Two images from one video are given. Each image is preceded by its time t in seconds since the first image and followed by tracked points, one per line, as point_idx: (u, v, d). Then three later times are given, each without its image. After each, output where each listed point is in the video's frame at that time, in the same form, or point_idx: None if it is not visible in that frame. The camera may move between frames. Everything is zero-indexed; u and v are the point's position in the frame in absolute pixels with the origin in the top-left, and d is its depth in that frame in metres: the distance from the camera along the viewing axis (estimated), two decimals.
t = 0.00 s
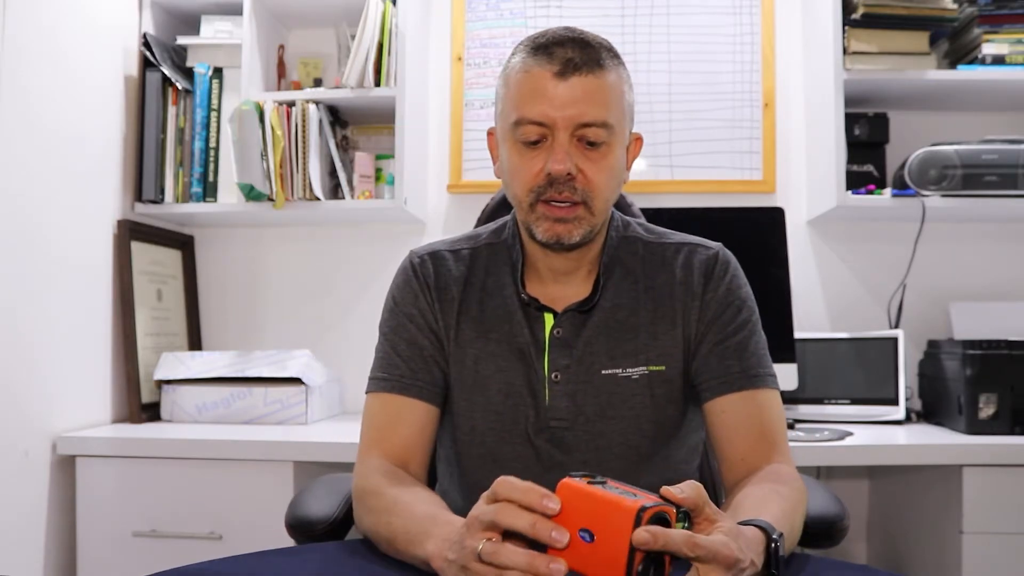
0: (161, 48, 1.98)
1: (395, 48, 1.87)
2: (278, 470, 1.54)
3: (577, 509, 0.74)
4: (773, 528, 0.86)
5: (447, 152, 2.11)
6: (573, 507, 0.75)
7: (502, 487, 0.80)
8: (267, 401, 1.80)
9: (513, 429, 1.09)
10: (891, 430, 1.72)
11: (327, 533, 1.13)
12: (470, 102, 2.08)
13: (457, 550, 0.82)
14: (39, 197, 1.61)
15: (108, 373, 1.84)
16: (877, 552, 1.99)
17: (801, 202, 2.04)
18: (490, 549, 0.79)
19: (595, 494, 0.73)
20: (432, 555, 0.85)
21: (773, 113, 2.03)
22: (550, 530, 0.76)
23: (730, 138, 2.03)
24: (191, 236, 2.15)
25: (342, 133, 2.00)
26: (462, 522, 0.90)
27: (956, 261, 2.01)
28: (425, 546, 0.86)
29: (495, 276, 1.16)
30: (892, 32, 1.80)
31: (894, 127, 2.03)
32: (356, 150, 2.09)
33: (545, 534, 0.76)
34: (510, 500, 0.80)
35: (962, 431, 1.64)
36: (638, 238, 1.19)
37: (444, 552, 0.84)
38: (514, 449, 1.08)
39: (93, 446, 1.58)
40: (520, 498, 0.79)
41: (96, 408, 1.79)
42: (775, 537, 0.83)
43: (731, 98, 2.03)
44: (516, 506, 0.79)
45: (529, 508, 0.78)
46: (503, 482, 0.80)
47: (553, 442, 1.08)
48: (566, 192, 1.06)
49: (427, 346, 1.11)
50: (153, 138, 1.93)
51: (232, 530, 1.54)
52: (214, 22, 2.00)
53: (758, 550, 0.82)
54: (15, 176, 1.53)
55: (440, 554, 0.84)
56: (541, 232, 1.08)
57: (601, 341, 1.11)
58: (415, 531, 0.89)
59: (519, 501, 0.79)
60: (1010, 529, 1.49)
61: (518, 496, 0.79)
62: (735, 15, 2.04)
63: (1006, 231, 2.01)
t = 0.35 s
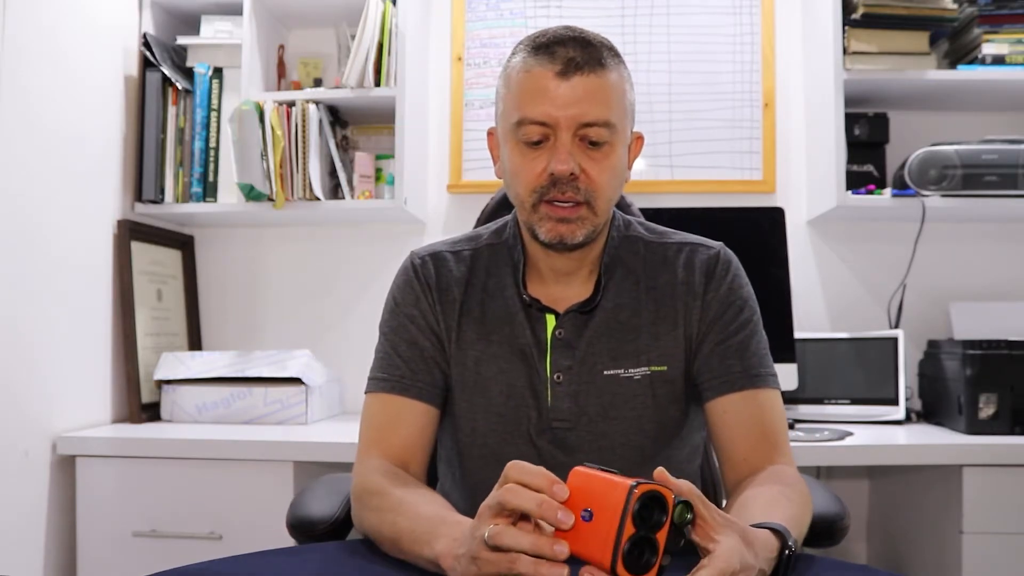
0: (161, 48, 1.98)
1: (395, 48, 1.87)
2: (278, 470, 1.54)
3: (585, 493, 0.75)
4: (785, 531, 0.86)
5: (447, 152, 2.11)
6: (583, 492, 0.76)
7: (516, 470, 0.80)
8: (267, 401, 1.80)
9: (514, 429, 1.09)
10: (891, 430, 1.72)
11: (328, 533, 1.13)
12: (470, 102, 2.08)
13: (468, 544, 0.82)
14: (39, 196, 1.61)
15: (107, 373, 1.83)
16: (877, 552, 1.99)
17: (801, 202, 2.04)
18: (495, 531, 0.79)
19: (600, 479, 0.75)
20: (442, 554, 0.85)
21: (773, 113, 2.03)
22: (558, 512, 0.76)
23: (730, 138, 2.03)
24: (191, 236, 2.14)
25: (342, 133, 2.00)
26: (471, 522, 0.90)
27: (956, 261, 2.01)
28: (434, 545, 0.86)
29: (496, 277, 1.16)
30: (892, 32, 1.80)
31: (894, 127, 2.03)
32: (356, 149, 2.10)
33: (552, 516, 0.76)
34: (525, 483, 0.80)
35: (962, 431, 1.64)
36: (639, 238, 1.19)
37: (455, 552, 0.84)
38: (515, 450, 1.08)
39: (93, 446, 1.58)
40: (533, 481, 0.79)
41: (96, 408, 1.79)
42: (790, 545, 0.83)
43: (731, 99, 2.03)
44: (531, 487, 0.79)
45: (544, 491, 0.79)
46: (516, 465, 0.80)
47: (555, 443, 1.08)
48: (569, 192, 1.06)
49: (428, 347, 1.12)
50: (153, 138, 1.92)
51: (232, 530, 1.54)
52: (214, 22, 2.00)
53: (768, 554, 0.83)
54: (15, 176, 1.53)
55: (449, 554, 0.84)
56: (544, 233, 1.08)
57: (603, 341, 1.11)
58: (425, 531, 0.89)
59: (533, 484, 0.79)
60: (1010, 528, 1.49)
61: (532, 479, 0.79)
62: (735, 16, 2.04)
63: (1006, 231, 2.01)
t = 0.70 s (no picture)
0: (161, 48, 1.98)
1: (395, 48, 1.87)
2: (278, 469, 1.54)
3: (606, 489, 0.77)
4: (786, 532, 0.85)
5: (447, 152, 2.11)
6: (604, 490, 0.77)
7: (551, 467, 0.82)
8: (267, 401, 1.80)
9: (515, 430, 1.09)
10: (891, 430, 1.72)
11: (328, 534, 1.13)
12: (470, 102, 2.08)
13: (482, 537, 0.83)
14: (39, 196, 1.61)
15: (107, 373, 1.83)
16: (877, 552, 1.99)
17: (801, 202, 2.05)
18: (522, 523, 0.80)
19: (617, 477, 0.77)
20: (449, 548, 0.85)
21: (773, 113, 2.03)
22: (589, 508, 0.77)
23: (730, 138, 2.03)
24: (191, 236, 2.14)
25: (342, 133, 2.00)
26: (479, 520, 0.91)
27: (956, 260, 2.01)
28: (442, 541, 0.86)
29: (497, 277, 1.16)
30: (892, 32, 1.80)
31: (894, 127, 2.03)
32: (356, 149, 2.10)
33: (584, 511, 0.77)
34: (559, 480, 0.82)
35: (962, 431, 1.64)
36: (640, 240, 1.19)
37: (463, 546, 0.85)
38: (515, 451, 1.09)
39: (93, 446, 1.58)
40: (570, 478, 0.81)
41: (96, 408, 1.79)
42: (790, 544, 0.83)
43: (731, 99, 2.03)
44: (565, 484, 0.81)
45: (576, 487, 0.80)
46: (553, 462, 0.82)
47: (556, 444, 1.08)
48: (576, 192, 1.06)
49: (429, 347, 1.12)
50: (153, 138, 1.92)
51: (232, 530, 1.54)
52: (214, 22, 2.00)
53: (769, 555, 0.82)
54: (15, 176, 1.53)
55: (458, 548, 0.85)
56: (549, 232, 1.08)
57: (605, 342, 1.11)
58: (433, 527, 0.89)
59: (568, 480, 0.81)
60: (1010, 528, 1.49)
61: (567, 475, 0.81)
62: (736, 15, 2.04)
63: (1007, 231, 2.01)
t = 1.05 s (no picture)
0: (161, 48, 1.98)
1: (395, 48, 1.87)
2: (278, 469, 1.54)
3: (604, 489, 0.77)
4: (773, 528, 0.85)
5: (447, 152, 2.11)
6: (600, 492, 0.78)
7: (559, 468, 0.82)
8: (267, 401, 1.80)
9: (512, 431, 1.09)
10: (891, 430, 1.72)
11: (327, 532, 1.13)
12: (470, 102, 2.08)
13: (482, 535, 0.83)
14: (39, 197, 1.61)
15: (107, 373, 1.83)
16: (877, 552, 1.99)
17: (801, 203, 2.04)
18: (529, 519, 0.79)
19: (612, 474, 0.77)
20: (449, 547, 0.85)
21: (773, 113, 2.03)
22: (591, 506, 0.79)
23: (730, 138, 2.03)
24: (191, 236, 2.15)
25: (342, 133, 2.00)
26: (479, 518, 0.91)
27: (956, 260, 2.01)
28: (441, 540, 0.87)
29: (496, 279, 1.16)
30: (892, 32, 1.80)
31: (894, 127, 2.03)
32: (356, 149, 2.10)
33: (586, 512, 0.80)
34: (567, 483, 0.82)
35: (962, 431, 1.64)
36: (639, 242, 1.19)
37: (462, 544, 0.85)
38: (514, 451, 1.09)
39: (93, 446, 1.58)
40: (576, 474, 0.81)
41: (96, 408, 1.79)
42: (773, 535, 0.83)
43: (731, 99, 2.03)
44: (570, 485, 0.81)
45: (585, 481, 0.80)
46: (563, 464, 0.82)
47: (554, 444, 1.08)
48: (578, 200, 1.07)
49: (428, 349, 1.12)
50: (153, 138, 1.92)
51: (231, 530, 1.54)
52: (214, 22, 2.00)
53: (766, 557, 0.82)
54: (15, 176, 1.53)
55: (458, 545, 0.85)
56: (550, 239, 1.08)
57: (603, 344, 1.11)
58: (433, 525, 0.89)
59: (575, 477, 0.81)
60: (1009, 528, 1.49)
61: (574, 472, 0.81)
62: (736, 16, 2.04)
63: (1007, 232, 2.01)
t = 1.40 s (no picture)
0: (161, 48, 1.98)
1: (395, 48, 1.87)
2: (278, 469, 1.54)
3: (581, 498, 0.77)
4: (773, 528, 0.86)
5: (447, 152, 2.11)
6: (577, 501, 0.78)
7: (539, 476, 0.82)
8: (267, 401, 1.80)
9: (512, 429, 1.09)
10: (891, 430, 1.72)
11: (327, 532, 1.13)
12: (470, 102, 2.08)
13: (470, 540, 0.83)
14: (39, 197, 1.61)
15: (107, 373, 1.84)
16: (877, 552, 1.99)
17: (801, 202, 2.04)
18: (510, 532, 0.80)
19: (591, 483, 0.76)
20: (444, 551, 0.85)
21: (773, 113, 2.03)
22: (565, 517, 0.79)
23: (730, 138, 2.03)
24: (191, 236, 2.15)
25: (342, 133, 2.00)
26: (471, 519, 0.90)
27: (956, 260, 2.01)
28: (435, 544, 0.86)
29: (496, 278, 1.16)
30: (891, 32, 1.80)
31: (894, 127, 2.03)
32: (356, 149, 2.10)
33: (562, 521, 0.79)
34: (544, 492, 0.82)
35: (962, 431, 1.64)
36: (638, 242, 1.19)
37: (455, 549, 0.85)
38: (513, 449, 1.09)
39: (93, 446, 1.58)
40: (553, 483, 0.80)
41: (96, 408, 1.79)
42: (773, 535, 0.83)
43: (731, 99, 2.03)
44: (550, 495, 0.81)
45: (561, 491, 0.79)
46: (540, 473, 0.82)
47: (553, 442, 1.08)
48: (578, 199, 1.07)
49: (427, 347, 1.12)
50: (153, 138, 1.93)
51: (231, 530, 1.54)
52: (214, 22, 2.00)
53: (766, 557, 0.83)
54: (15, 177, 1.53)
55: (451, 550, 0.85)
56: (549, 238, 1.08)
57: (602, 343, 1.11)
58: (427, 529, 0.89)
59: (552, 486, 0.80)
60: (1009, 528, 1.49)
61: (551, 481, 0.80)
62: (736, 15, 2.04)
63: (1007, 231, 2.01)
